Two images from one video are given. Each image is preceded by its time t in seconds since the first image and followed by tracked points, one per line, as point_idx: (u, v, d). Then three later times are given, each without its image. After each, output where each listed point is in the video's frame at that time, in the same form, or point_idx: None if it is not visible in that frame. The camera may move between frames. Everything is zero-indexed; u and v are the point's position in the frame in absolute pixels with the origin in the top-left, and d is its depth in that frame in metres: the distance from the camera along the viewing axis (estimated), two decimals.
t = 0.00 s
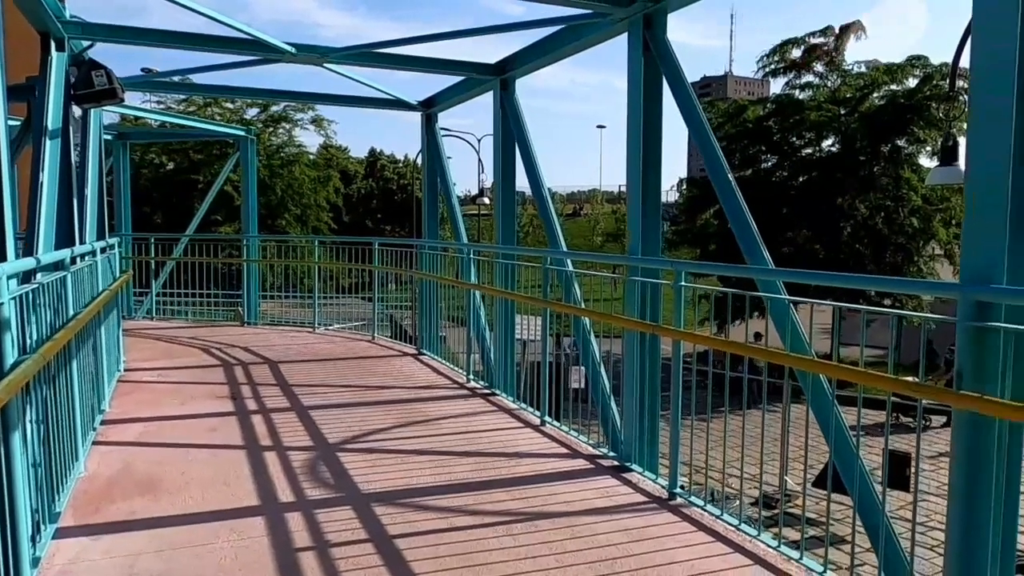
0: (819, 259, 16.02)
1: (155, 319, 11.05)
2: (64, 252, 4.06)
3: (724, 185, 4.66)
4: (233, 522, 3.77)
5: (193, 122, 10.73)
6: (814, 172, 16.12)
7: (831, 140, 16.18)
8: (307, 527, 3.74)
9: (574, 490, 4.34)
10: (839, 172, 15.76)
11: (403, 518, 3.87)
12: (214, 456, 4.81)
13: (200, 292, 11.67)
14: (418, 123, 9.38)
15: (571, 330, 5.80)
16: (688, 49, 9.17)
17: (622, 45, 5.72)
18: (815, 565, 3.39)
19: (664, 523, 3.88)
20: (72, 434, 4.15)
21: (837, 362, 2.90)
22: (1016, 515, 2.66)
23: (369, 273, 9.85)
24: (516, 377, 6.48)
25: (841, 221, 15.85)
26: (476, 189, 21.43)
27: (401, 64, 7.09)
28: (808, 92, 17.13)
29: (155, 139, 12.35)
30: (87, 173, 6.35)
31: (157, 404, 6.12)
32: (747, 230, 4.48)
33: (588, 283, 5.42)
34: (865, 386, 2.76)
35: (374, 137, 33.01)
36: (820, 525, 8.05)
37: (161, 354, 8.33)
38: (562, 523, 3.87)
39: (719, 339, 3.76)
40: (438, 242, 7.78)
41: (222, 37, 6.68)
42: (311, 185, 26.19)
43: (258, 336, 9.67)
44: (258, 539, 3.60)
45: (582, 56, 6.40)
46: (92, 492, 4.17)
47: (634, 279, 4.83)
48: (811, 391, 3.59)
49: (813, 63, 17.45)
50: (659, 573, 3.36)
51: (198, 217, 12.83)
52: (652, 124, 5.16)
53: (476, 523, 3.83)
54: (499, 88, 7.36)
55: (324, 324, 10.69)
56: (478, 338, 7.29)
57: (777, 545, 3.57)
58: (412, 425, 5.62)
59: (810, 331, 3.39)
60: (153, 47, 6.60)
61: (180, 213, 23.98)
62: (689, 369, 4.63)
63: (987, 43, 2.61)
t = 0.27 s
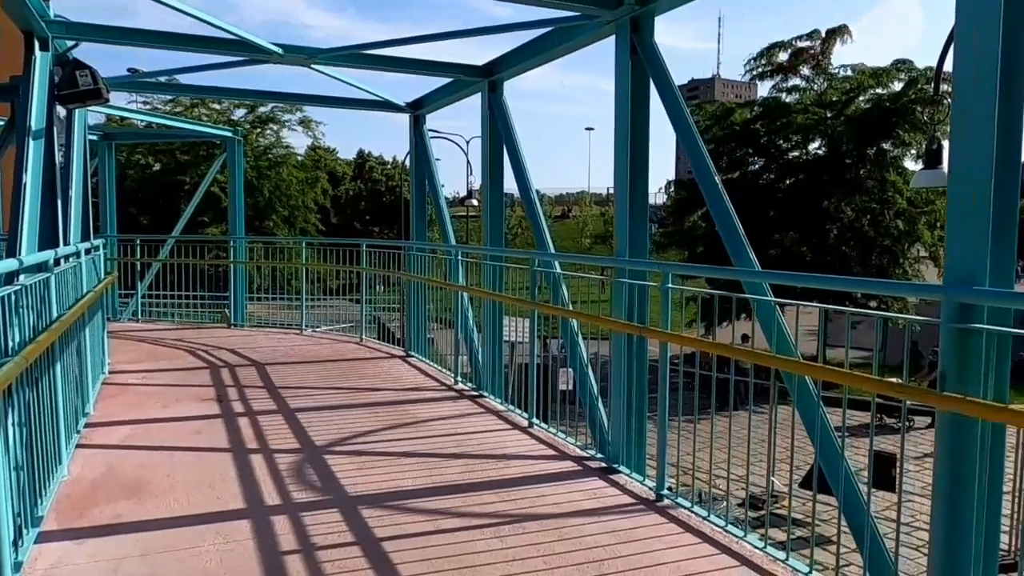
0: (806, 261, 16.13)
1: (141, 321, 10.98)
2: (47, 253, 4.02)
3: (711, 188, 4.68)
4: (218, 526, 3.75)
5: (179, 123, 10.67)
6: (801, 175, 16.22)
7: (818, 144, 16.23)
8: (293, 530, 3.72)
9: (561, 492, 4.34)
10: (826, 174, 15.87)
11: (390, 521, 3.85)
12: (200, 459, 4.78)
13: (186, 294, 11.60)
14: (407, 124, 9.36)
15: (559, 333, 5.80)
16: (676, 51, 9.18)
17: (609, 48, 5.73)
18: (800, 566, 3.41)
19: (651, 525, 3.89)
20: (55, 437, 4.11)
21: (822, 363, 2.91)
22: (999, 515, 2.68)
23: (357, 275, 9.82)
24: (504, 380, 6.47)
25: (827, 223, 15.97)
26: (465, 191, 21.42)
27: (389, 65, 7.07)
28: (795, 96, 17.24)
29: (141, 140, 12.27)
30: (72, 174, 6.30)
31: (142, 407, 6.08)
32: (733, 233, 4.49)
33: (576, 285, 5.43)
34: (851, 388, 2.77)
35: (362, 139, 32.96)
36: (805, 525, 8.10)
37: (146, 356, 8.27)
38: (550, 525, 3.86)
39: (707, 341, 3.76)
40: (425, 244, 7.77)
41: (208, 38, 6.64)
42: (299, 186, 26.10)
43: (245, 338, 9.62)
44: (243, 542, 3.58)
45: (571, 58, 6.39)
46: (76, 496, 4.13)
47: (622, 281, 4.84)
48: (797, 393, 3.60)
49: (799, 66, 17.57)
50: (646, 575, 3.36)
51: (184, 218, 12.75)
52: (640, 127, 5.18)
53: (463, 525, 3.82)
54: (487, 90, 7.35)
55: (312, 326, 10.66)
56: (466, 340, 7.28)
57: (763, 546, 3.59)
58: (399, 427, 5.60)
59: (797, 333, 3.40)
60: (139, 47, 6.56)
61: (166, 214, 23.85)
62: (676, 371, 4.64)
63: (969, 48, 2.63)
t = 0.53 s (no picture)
0: (793, 263, 16.23)
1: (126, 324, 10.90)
2: (30, 256, 3.98)
3: (698, 190, 4.69)
4: (204, 531, 3.72)
5: (165, 125, 10.61)
6: (788, 177, 16.31)
7: (804, 146, 16.38)
8: (280, 534, 3.70)
9: (549, 494, 4.34)
10: (812, 177, 15.98)
11: (378, 524, 3.84)
12: (186, 464, 4.75)
13: (173, 297, 11.53)
14: (394, 126, 9.35)
15: (547, 335, 5.81)
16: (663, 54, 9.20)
17: (596, 51, 5.74)
18: (787, 566, 3.42)
19: (639, 527, 3.89)
20: (39, 443, 4.08)
21: (808, 365, 2.93)
22: (981, 515, 2.71)
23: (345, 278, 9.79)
24: (492, 382, 6.47)
25: (814, 225, 16.09)
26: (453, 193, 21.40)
27: (376, 67, 7.06)
28: (781, 98, 17.36)
29: (127, 142, 12.18)
30: (56, 177, 6.25)
31: (128, 411, 6.03)
32: (720, 237, 4.50)
33: (564, 286, 5.42)
34: (837, 390, 2.79)
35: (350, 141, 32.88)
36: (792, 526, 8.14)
37: (132, 360, 8.21)
38: (538, 527, 3.86)
39: (694, 344, 3.77)
40: (413, 247, 7.75)
41: (194, 40, 6.61)
42: (286, 189, 26.00)
43: (232, 341, 9.58)
44: (230, 547, 3.56)
45: (559, 60, 6.39)
46: (59, 501, 4.09)
47: (609, 283, 4.85)
48: (783, 394, 3.62)
49: (785, 69, 17.64)
50: None
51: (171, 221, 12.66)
52: (627, 129, 5.20)
53: (451, 528, 3.82)
54: (474, 93, 7.35)
55: (299, 329, 10.62)
56: (454, 343, 7.27)
57: (750, 547, 3.60)
58: (387, 430, 5.59)
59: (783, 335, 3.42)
60: (123, 48, 6.52)
61: (153, 217, 23.71)
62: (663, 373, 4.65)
63: (950, 51, 2.65)
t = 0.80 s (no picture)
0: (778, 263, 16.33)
1: (111, 328, 10.80)
2: (11, 259, 3.94)
3: (683, 192, 4.71)
4: (189, 536, 3.70)
5: (150, 128, 10.53)
6: (774, 179, 16.41)
7: (789, 148, 16.39)
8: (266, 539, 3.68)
9: (537, 497, 4.33)
10: (798, 178, 16.09)
11: (365, 528, 3.83)
12: (171, 469, 4.71)
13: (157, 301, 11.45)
14: (381, 128, 9.33)
15: (534, 337, 5.81)
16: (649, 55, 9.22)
17: (581, 53, 5.75)
18: (774, 566, 3.44)
19: (626, 528, 3.89)
20: (20, 449, 4.03)
21: (793, 365, 2.94)
22: (964, 514, 2.73)
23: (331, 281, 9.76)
24: (479, 385, 6.46)
25: (799, 226, 16.20)
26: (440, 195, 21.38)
27: (362, 70, 7.04)
28: (767, 100, 17.49)
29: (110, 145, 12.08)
30: (38, 180, 6.20)
31: (112, 417, 5.98)
32: (707, 239, 4.51)
33: (551, 288, 5.42)
34: (822, 389, 2.80)
35: (337, 144, 32.79)
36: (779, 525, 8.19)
37: (116, 364, 8.14)
38: (526, 530, 3.86)
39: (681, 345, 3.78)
40: (399, 249, 7.74)
41: (178, 42, 6.57)
42: (272, 191, 25.88)
43: (218, 345, 9.51)
44: (215, 552, 3.53)
45: (545, 62, 6.39)
46: (42, 508, 4.05)
47: (596, 284, 4.86)
48: (768, 395, 3.63)
49: (770, 72, 17.80)
50: None
51: (155, 224, 12.57)
52: (613, 131, 5.22)
53: (439, 531, 3.81)
54: (460, 95, 7.34)
55: (286, 332, 10.57)
56: (441, 345, 7.25)
57: (737, 547, 3.61)
58: (374, 433, 5.57)
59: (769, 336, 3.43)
60: (106, 50, 6.47)
61: (137, 220, 23.53)
62: (650, 374, 4.67)
63: (930, 53, 2.68)
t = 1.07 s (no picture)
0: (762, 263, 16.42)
1: (92, 332, 10.69)
2: None
3: (666, 192, 4.73)
4: (171, 541, 3.67)
5: (131, 129, 10.43)
6: (757, 178, 16.52)
7: (772, 148, 16.56)
8: (251, 544, 3.66)
9: (523, 497, 4.33)
10: (781, 178, 16.20)
11: (350, 531, 3.81)
12: (154, 473, 4.67)
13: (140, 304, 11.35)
14: (364, 129, 9.30)
15: (519, 338, 5.82)
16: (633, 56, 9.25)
17: (564, 54, 5.76)
18: (759, 564, 3.45)
19: (612, 528, 3.90)
20: None
21: (776, 364, 2.96)
22: (946, 511, 2.75)
23: (316, 283, 9.71)
24: (465, 386, 6.45)
25: (783, 226, 16.30)
26: (425, 196, 21.33)
27: (345, 71, 7.01)
28: (750, 101, 17.59)
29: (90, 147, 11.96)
30: (16, 182, 6.13)
31: (93, 422, 5.92)
32: (690, 237, 4.54)
33: (536, 289, 5.42)
34: (806, 388, 2.81)
35: (321, 146, 32.66)
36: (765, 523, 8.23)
37: (98, 369, 8.06)
38: (512, 531, 3.86)
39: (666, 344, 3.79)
40: (384, 251, 7.72)
41: (159, 43, 6.52)
42: (256, 193, 25.73)
43: (201, 348, 9.45)
44: (199, 557, 3.51)
45: (529, 62, 6.39)
46: (22, 515, 4.00)
47: (580, 285, 4.87)
48: (752, 394, 3.65)
49: (753, 72, 17.88)
50: None
51: (137, 226, 12.46)
52: (596, 132, 5.23)
53: (425, 533, 3.80)
54: (444, 96, 7.33)
55: (271, 335, 10.51)
56: (427, 346, 7.24)
57: (722, 546, 3.63)
58: (359, 435, 5.55)
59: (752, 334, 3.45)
60: (85, 51, 6.40)
61: (119, 223, 23.32)
62: (635, 373, 4.68)
63: (909, 53, 2.70)
